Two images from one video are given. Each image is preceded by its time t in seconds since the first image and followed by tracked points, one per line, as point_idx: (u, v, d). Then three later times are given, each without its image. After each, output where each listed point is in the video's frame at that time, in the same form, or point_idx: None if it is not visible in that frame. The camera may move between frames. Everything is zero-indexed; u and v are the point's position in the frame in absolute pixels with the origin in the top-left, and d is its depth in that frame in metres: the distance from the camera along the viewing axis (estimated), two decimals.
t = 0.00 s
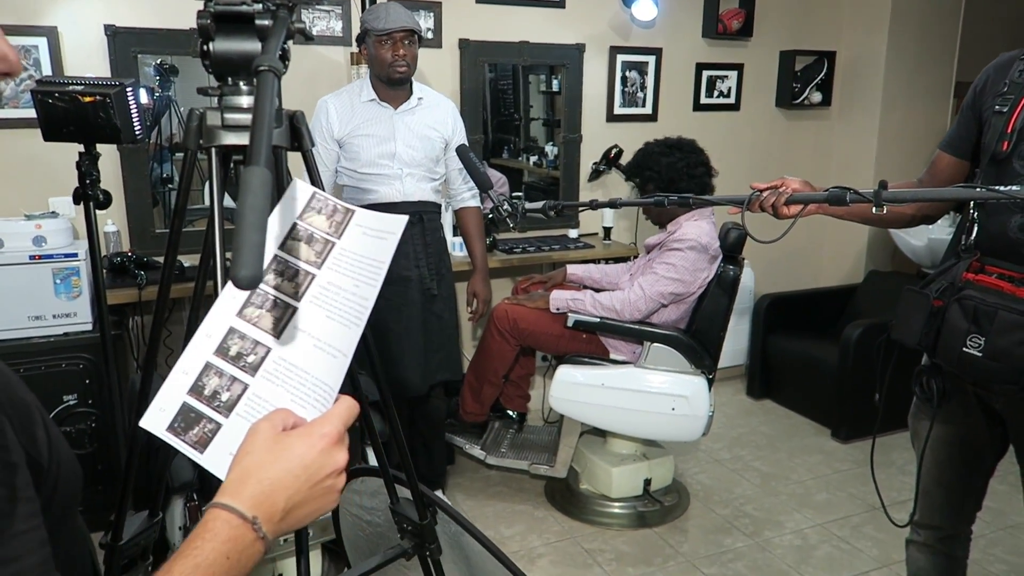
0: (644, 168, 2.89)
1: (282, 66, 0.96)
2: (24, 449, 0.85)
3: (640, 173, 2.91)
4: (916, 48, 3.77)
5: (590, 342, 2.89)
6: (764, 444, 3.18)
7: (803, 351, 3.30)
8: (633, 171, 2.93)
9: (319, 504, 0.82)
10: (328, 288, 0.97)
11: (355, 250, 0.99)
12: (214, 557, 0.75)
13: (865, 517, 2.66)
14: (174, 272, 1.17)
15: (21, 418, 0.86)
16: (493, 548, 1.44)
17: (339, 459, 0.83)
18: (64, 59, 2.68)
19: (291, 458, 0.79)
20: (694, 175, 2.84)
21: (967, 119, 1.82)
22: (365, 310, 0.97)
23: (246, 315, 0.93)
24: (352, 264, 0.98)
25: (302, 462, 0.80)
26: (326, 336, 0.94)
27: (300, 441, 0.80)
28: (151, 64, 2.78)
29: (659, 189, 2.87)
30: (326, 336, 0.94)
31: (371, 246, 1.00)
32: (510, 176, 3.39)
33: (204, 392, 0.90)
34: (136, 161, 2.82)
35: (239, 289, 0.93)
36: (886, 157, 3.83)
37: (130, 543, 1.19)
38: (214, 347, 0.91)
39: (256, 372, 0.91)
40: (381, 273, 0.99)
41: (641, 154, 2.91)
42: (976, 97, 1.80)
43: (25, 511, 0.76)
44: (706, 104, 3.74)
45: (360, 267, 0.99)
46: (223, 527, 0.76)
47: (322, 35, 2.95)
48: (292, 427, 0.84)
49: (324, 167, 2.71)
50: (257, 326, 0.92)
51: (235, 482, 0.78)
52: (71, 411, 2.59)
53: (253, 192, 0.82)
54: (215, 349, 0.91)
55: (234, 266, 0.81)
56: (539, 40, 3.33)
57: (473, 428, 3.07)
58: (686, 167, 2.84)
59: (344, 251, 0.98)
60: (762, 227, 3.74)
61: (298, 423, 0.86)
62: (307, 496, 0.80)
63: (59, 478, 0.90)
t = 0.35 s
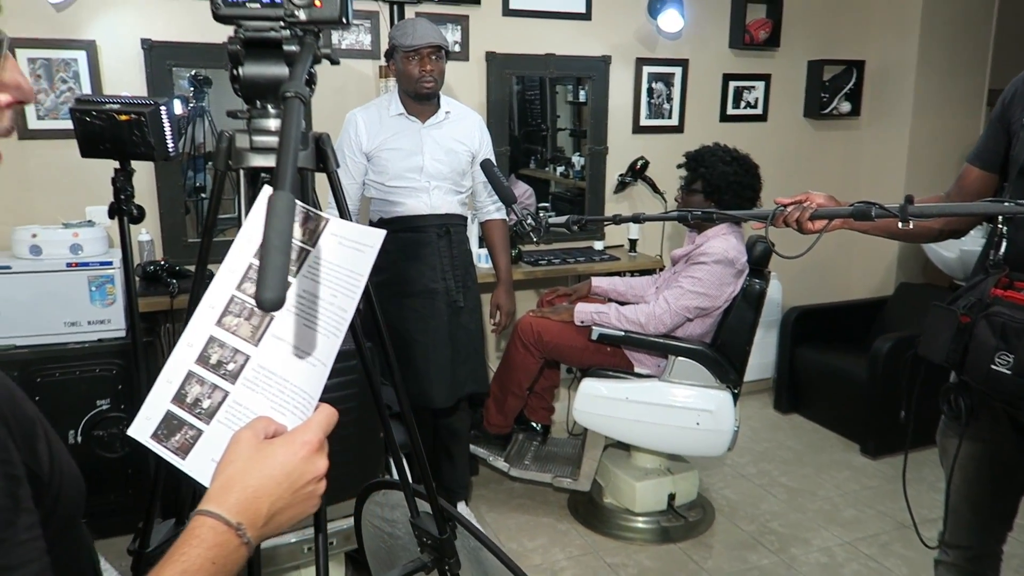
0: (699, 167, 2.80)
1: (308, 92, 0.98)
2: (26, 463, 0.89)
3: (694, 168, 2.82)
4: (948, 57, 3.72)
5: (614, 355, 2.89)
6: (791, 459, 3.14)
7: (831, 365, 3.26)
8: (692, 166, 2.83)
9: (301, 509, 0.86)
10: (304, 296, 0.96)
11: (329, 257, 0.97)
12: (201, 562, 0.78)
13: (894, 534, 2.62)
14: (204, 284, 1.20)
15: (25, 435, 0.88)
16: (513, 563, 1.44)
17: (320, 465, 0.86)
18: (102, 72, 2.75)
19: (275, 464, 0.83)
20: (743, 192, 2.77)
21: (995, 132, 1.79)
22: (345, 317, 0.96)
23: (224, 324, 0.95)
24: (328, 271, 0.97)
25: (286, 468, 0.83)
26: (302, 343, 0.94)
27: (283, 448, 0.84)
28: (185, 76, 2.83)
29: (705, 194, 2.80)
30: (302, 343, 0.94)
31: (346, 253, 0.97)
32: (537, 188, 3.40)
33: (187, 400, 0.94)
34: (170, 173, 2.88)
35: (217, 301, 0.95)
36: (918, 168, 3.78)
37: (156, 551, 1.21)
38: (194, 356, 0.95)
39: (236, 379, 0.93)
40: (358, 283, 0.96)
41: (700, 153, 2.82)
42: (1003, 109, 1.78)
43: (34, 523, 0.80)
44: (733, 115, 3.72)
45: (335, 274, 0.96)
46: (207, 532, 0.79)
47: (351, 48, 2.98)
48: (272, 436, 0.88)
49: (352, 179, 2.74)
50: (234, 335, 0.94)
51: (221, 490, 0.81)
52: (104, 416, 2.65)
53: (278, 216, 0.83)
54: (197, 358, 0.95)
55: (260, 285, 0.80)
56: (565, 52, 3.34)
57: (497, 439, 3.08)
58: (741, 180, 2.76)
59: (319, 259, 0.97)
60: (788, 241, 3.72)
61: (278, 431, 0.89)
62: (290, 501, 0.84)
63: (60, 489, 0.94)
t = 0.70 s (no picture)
0: (703, 197, 2.80)
1: (320, 118, 1.00)
2: None
3: (697, 199, 2.82)
4: (977, 79, 3.68)
5: (634, 378, 2.88)
6: (816, 486, 3.08)
7: (857, 390, 3.20)
8: (695, 196, 2.82)
9: (194, 486, 0.92)
10: (182, 294, 0.97)
11: (200, 251, 0.98)
12: (99, 547, 0.84)
13: (922, 566, 2.55)
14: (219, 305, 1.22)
15: None
16: None
17: (207, 442, 0.92)
18: (132, 98, 2.83)
19: (162, 448, 0.89)
20: (751, 215, 2.75)
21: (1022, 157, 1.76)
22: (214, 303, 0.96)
23: (111, 333, 0.96)
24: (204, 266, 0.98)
25: (176, 451, 0.89)
26: (181, 337, 0.96)
27: (168, 433, 0.89)
28: (213, 101, 2.90)
29: (714, 222, 2.79)
30: (183, 337, 0.96)
31: (217, 245, 0.99)
32: (559, 211, 3.41)
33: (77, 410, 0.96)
34: (196, 196, 2.94)
35: (100, 312, 0.97)
36: (946, 191, 3.72)
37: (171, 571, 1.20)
38: (84, 368, 0.96)
39: (125, 383, 0.95)
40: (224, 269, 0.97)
41: (704, 181, 2.82)
42: None
43: None
44: (756, 138, 3.70)
45: (209, 266, 0.98)
46: (105, 521, 0.85)
47: (374, 73, 3.03)
48: (158, 425, 0.93)
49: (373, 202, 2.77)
50: (119, 341, 0.96)
51: (111, 480, 0.87)
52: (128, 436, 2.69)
53: (286, 241, 0.85)
54: (86, 370, 0.96)
55: (267, 310, 0.80)
56: (586, 76, 3.36)
57: (516, 461, 3.07)
58: (748, 204, 2.74)
59: (193, 256, 0.98)
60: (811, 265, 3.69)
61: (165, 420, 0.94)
62: (182, 480, 0.90)
63: None
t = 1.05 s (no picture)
0: (741, 193, 2.73)
1: (324, 114, 1.01)
2: None
3: (733, 195, 2.74)
4: (992, 79, 3.64)
5: (642, 378, 2.87)
6: (827, 489, 3.05)
7: (870, 393, 3.17)
8: (730, 191, 2.75)
9: (111, 476, 0.98)
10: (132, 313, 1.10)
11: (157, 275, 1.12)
12: (15, 516, 0.93)
13: (935, 571, 2.52)
14: (224, 303, 1.23)
15: None
16: None
17: (126, 437, 0.98)
18: (144, 99, 2.84)
19: (84, 434, 0.96)
20: (781, 216, 2.72)
21: None
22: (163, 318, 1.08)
23: (67, 345, 1.09)
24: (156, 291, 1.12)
25: (94, 438, 0.96)
26: (124, 347, 1.09)
27: (91, 422, 0.97)
28: (224, 101, 2.92)
29: (745, 220, 2.73)
30: (124, 349, 1.09)
31: (170, 270, 1.12)
32: (569, 211, 3.40)
33: (30, 408, 1.09)
34: (206, 197, 2.96)
35: (61, 324, 1.10)
36: (961, 192, 3.68)
37: (175, 569, 1.21)
38: (38, 374, 1.10)
39: (68, 388, 1.10)
40: (176, 287, 1.10)
41: (742, 177, 2.74)
42: None
43: None
44: (768, 139, 3.68)
45: (159, 287, 1.11)
46: (26, 493, 0.94)
47: (385, 73, 3.04)
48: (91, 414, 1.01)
49: (383, 201, 2.78)
50: (72, 350, 1.09)
51: (36, 457, 0.96)
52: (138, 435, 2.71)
53: (288, 237, 0.86)
54: (39, 377, 1.10)
55: (268, 307, 0.80)
56: (597, 76, 3.35)
57: (525, 462, 3.06)
58: (776, 205, 2.71)
59: (150, 281, 1.12)
60: (823, 267, 3.66)
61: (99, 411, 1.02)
62: (96, 466, 0.96)
63: None
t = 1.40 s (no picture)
0: (741, 186, 2.71)
1: (322, 98, 1.00)
2: None
3: (733, 187, 2.73)
4: (995, 74, 3.63)
5: (641, 371, 2.86)
6: (824, 482, 3.06)
7: (867, 387, 3.17)
8: (730, 184, 2.73)
9: (45, 479, 0.97)
10: (110, 330, 1.14)
11: (136, 295, 1.16)
12: None
13: (930, 564, 2.52)
14: (220, 290, 1.22)
15: None
16: None
17: (68, 442, 0.99)
18: (142, 84, 2.82)
19: (25, 437, 0.96)
20: (781, 209, 2.71)
21: None
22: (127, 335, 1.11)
23: (52, 359, 1.16)
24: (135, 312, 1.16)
25: (34, 442, 0.96)
26: (91, 359, 1.13)
27: (38, 421, 0.97)
28: (224, 88, 2.90)
29: (744, 211, 2.73)
30: (88, 364, 1.13)
31: (150, 291, 1.16)
32: (568, 202, 3.39)
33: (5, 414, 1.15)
34: (205, 185, 2.94)
35: (52, 341, 1.18)
36: (962, 187, 3.67)
37: (169, 557, 1.20)
38: (18, 385, 1.16)
39: (38, 398, 1.13)
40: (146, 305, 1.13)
41: (742, 169, 2.73)
42: None
43: None
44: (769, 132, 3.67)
45: (135, 305, 1.15)
46: None
47: (385, 62, 3.02)
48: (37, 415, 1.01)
49: (382, 190, 2.76)
50: (54, 364, 1.15)
51: None
52: (135, 422, 2.71)
53: (285, 221, 0.85)
54: (19, 387, 1.16)
55: (263, 293, 0.80)
56: (599, 67, 3.33)
57: (522, 453, 3.06)
58: (776, 198, 2.70)
59: (131, 301, 1.17)
60: (822, 261, 3.66)
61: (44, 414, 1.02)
62: (34, 469, 0.96)
63: None
